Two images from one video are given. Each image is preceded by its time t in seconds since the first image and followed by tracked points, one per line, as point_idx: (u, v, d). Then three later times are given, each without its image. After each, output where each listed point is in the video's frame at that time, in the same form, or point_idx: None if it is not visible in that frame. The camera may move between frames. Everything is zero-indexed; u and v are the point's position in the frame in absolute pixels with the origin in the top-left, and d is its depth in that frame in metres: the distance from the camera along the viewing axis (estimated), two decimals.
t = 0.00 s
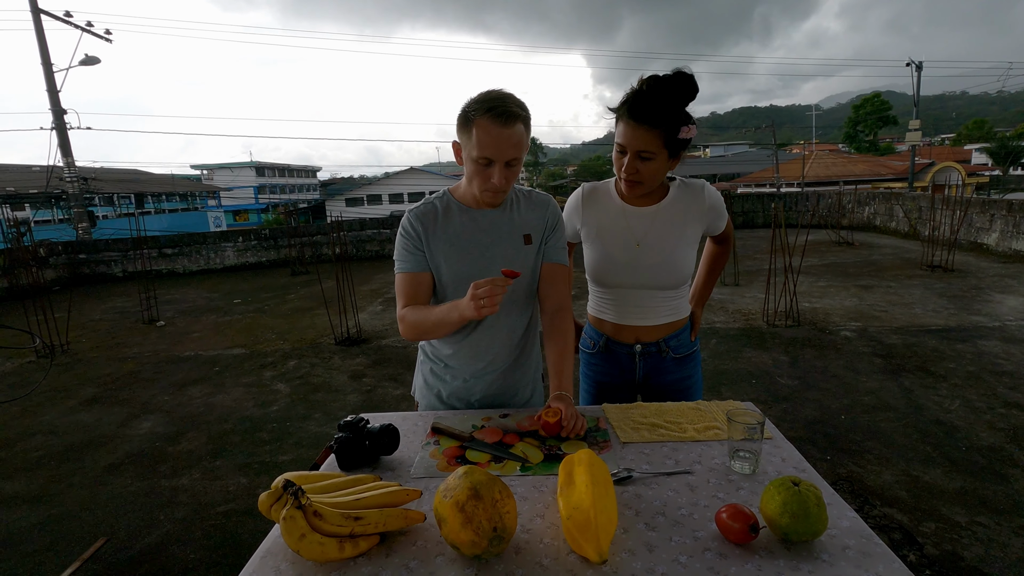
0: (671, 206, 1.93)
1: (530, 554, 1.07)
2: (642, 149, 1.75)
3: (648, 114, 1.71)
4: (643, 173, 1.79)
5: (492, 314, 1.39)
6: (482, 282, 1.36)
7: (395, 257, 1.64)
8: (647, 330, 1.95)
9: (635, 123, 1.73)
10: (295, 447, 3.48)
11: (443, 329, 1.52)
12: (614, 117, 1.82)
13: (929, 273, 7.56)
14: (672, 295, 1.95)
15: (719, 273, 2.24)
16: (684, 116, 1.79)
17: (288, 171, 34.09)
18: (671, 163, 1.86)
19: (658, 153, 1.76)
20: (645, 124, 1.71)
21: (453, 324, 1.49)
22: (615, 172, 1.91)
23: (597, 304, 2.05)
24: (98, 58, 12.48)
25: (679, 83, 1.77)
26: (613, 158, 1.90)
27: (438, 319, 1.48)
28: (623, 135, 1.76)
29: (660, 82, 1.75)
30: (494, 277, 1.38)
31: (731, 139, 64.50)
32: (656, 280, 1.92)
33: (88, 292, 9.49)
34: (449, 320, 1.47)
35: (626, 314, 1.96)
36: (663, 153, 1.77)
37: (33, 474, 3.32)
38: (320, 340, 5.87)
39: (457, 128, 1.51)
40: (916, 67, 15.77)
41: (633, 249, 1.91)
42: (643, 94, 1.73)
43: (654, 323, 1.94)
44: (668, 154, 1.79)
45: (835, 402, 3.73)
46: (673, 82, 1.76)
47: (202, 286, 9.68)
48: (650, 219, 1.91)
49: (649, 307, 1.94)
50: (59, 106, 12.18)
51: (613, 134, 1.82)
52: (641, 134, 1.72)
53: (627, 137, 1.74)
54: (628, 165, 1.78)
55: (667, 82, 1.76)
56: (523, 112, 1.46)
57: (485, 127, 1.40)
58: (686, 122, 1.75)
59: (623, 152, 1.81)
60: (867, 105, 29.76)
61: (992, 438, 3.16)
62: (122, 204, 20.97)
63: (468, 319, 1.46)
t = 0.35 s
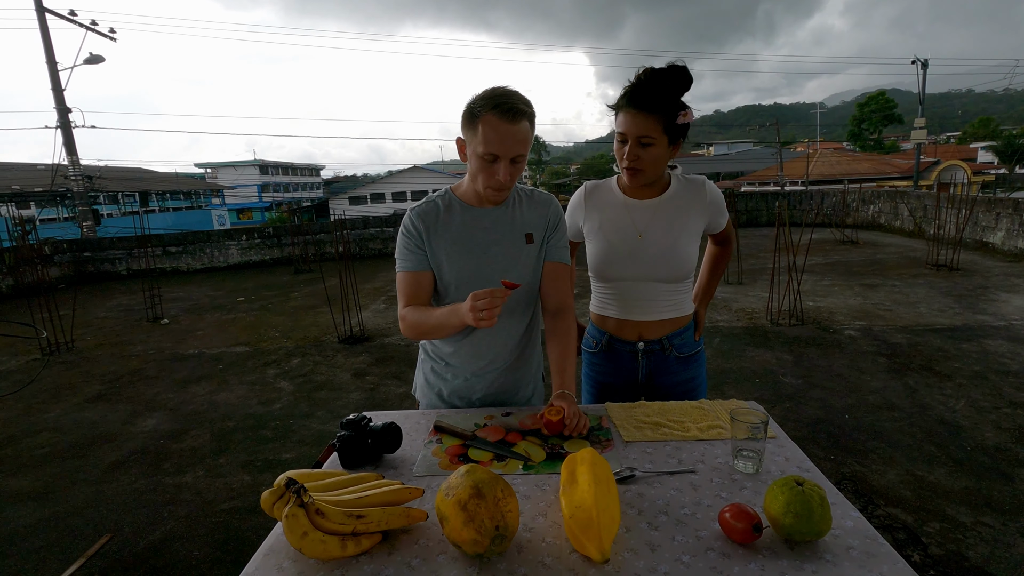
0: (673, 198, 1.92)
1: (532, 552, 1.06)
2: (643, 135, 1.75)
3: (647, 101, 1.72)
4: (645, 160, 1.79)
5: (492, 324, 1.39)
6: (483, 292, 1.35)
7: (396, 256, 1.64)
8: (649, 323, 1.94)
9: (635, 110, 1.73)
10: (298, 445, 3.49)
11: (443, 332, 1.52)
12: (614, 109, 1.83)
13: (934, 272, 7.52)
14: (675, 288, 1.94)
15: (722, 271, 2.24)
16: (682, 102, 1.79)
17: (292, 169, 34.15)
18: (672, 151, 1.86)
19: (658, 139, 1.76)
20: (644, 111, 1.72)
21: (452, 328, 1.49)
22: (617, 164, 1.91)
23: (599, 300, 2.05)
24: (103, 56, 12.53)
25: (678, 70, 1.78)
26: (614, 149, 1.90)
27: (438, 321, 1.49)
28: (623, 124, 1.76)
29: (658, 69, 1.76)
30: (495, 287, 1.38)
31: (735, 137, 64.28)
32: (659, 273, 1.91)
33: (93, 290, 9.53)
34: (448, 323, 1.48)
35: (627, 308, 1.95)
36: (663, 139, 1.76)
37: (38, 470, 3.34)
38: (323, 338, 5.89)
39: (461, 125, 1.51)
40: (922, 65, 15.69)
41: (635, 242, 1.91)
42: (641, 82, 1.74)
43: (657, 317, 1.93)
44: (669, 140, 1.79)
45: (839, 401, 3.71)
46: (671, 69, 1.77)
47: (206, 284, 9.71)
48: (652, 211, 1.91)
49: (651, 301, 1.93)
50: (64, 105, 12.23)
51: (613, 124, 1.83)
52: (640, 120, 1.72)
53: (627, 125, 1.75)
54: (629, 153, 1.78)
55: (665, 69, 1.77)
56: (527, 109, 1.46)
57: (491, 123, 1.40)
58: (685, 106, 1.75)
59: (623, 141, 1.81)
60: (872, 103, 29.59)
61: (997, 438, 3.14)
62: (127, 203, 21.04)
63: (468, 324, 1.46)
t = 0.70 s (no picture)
0: (674, 196, 1.92)
1: (533, 553, 1.06)
2: (643, 129, 1.74)
3: (646, 95, 1.72)
4: (646, 154, 1.78)
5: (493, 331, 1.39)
6: (485, 301, 1.35)
7: (397, 255, 1.64)
8: (649, 321, 1.93)
9: (635, 105, 1.73)
10: (300, 444, 3.49)
11: (443, 334, 1.52)
12: (614, 106, 1.83)
13: (938, 272, 7.49)
14: (676, 286, 1.93)
15: (726, 273, 2.22)
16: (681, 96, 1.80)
17: (294, 168, 34.18)
18: (672, 145, 1.86)
19: (659, 133, 1.75)
20: (644, 104, 1.72)
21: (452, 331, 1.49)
22: (618, 161, 1.90)
23: (601, 300, 2.04)
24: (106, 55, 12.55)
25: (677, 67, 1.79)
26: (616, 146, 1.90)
27: (438, 324, 1.49)
28: (623, 119, 1.76)
29: (657, 66, 1.77)
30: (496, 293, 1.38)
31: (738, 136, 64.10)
32: (660, 270, 1.91)
33: (96, 288, 9.56)
34: (448, 326, 1.48)
35: (628, 306, 1.95)
36: (664, 132, 1.76)
37: (41, 468, 3.35)
38: (326, 337, 5.89)
39: (463, 124, 1.51)
40: (926, 64, 15.66)
41: (636, 239, 1.90)
42: (640, 78, 1.74)
43: (657, 315, 1.93)
44: (669, 135, 1.79)
45: (842, 401, 3.70)
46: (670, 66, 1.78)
47: (208, 283, 9.73)
48: (652, 208, 1.91)
49: (653, 298, 1.92)
50: (68, 104, 12.26)
51: (613, 121, 1.83)
52: (640, 114, 1.72)
53: (627, 120, 1.74)
54: (630, 147, 1.77)
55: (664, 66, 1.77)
56: (530, 108, 1.46)
57: (493, 120, 1.40)
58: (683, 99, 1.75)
59: (624, 137, 1.80)
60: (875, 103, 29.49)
61: (1001, 439, 3.12)
62: (130, 202, 21.08)
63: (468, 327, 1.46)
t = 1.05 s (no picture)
0: (668, 185, 1.91)
1: (529, 543, 1.06)
2: (636, 115, 1.73)
3: (638, 82, 1.71)
4: (639, 141, 1.77)
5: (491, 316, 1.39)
6: (480, 288, 1.34)
7: (392, 247, 1.63)
8: (645, 311, 1.93)
9: (627, 92, 1.73)
10: (297, 436, 3.49)
11: (437, 324, 1.52)
12: (607, 94, 1.82)
13: (933, 262, 7.51)
14: (671, 275, 1.93)
15: (723, 263, 2.21)
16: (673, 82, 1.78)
17: (289, 159, 33.93)
18: (665, 132, 1.85)
19: (652, 119, 1.73)
20: (636, 91, 1.71)
21: (447, 320, 1.48)
22: (612, 149, 1.90)
23: (597, 290, 2.04)
24: (97, 45, 12.38)
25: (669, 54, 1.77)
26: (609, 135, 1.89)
27: (432, 313, 1.48)
28: (616, 106, 1.75)
29: (650, 53, 1.75)
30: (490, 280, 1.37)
31: (735, 127, 63.96)
32: (655, 260, 1.90)
33: (90, 281, 9.49)
34: (442, 316, 1.47)
35: (623, 295, 1.95)
36: (657, 118, 1.74)
37: (37, 461, 3.34)
38: (322, 329, 5.88)
39: (457, 112, 1.49)
40: (923, 53, 15.63)
41: (631, 228, 1.89)
42: (633, 65, 1.74)
43: (652, 304, 1.92)
44: (662, 121, 1.77)
45: (837, 391, 3.72)
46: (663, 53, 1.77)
47: (203, 275, 9.68)
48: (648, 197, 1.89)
49: (648, 288, 1.92)
50: (58, 94, 12.10)
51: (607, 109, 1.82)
52: (633, 101, 1.71)
53: (620, 107, 1.74)
54: (623, 134, 1.76)
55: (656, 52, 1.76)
56: (524, 97, 1.44)
57: (486, 111, 1.38)
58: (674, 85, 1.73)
59: (617, 124, 1.79)
60: (872, 93, 29.43)
61: (994, 427, 3.15)
62: (123, 194, 20.88)
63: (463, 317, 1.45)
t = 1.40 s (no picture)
0: (669, 178, 1.90)
1: (528, 536, 1.06)
2: (635, 107, 1.71)
3: (637, 74, 1.70)
4: (638, 133, 1.76)
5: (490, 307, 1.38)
6: (478, 280, 1.34)
7: (392, 241, 1.63)
8: (644, 304, 1.93)
9: (627, 83, 1.72)
10: (296, 429, 3.49)
11: (436, 317, 1.51)
12: (607, 86, 1.81)
13: (933, 258, 7.51)
14: (671, 269, 1.92)
15: (725, 258, 2.20)
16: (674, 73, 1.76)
17: (289, 152, 33.82)
18: (666, 124, 1.83)
19: (651, 111, 1.72)
20: (635, 82, 1.70)
21: (445, 312, 1.48)
22: (612, 142, 1.89)
23: (597, 283, 2.04)
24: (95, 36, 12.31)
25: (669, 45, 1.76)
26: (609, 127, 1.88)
27: (431, 305, 1.48)
28: (616, 98, 1.74)
29: (650, 44, 1.74)
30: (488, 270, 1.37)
31: (736, 121, 63.73)
32: (655, 253, 1.89)
33: (89, 273, 9.48)
34: (440, 308, 1.46)
35: (622, 289, 1.94)
36: (656, 110, 1.73)
37: (36, 453, 3.35)
38: (321, 322, 5.88)
39: (457, 105, 1.49)
40: (926, 48, 15.57)
41: (631, 221, 1.88)
42: (632, 56, 1.72)
43: (651, 298, 1.92)
44: (662, 113, 1.76)
45: (836, 386, 3.72)
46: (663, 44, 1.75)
47: (202, 268, 9.67)
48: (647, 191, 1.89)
49: (647, 281, 1.91)
50: (56, 86, 12.03)
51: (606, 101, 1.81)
52: (632, 92, 1.70)
53: (619, 99, 1.72)
54: (622, 126, 1.75)
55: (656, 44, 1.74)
56: (524, 90, 1.43)
57: (486, 103, 1.37)
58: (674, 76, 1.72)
59: (617, 116, 1.78)
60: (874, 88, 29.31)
61: (992, 423, 3.16)
62: (122, 186, 20.81)
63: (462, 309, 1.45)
